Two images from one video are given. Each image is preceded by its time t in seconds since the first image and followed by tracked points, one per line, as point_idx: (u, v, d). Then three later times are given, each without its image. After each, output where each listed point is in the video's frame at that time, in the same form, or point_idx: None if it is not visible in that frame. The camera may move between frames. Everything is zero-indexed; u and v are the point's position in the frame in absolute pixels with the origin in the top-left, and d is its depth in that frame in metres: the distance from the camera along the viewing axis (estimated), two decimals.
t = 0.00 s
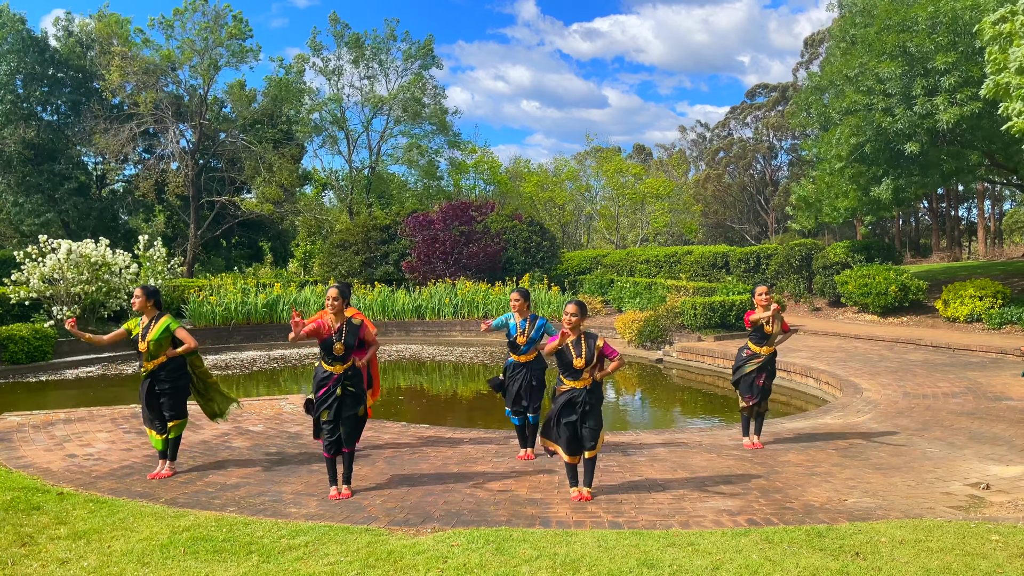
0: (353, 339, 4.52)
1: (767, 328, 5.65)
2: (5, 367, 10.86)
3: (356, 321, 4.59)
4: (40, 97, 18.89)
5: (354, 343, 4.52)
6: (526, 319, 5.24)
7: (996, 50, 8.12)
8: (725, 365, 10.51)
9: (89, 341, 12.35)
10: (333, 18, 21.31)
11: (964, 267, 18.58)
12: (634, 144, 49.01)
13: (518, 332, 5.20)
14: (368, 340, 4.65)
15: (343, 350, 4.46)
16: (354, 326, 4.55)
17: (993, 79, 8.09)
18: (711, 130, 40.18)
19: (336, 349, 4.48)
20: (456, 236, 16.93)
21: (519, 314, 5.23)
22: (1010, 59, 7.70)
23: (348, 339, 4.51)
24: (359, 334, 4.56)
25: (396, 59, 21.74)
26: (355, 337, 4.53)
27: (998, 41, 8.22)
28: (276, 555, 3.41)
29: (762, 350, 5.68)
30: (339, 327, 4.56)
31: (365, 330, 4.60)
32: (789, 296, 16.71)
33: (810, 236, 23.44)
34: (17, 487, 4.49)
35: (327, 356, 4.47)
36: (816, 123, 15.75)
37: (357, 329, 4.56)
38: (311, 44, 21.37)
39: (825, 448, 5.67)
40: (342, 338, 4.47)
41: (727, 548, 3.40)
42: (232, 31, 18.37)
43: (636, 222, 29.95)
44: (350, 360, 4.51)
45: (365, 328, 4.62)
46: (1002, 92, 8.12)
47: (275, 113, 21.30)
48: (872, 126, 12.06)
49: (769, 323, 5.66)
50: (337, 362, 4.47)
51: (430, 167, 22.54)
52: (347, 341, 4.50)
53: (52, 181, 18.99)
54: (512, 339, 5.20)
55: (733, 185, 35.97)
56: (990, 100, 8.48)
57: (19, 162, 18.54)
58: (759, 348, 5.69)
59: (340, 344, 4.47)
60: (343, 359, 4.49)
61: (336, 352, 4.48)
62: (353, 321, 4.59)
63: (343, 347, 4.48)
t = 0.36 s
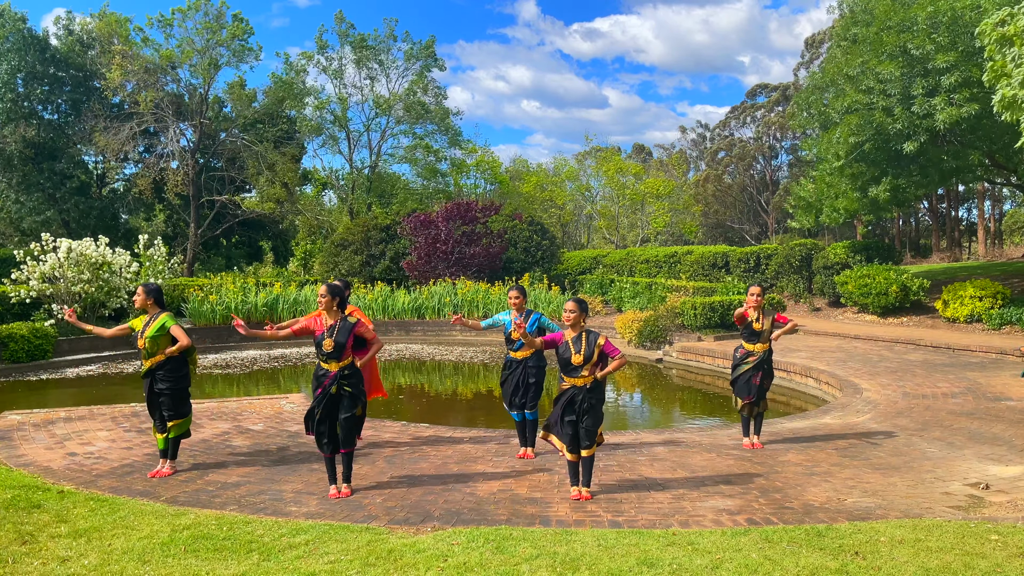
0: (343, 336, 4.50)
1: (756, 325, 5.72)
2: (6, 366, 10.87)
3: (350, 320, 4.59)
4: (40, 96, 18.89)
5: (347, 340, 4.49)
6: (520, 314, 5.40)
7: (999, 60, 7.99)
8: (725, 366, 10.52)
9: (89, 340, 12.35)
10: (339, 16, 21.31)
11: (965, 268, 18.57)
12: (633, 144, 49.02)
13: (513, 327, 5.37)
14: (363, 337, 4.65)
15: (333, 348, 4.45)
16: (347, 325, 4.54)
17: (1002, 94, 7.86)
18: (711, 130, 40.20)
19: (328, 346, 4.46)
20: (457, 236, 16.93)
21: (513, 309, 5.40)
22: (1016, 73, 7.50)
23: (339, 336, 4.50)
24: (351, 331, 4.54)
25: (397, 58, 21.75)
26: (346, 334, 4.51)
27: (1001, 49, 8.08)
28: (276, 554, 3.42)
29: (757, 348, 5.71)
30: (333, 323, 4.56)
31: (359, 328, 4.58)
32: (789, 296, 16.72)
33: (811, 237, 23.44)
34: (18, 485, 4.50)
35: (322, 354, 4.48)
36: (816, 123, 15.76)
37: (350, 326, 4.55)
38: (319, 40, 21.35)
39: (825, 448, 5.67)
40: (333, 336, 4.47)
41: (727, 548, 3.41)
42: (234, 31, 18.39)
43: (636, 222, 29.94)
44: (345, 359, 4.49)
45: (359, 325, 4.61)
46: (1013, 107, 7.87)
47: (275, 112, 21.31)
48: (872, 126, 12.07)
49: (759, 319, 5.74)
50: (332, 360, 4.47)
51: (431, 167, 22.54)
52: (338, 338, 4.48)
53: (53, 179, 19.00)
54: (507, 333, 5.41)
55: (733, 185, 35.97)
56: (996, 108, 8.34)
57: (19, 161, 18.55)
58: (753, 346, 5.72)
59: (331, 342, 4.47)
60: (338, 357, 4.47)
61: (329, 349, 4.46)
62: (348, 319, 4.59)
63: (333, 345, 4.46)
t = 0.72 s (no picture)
0: (334, 340, 4.62)
1: (755, 333, 5.73)
2: (6, 364, 10.87)
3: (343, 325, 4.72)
4: (41, 95, 18.89)
5: (338, 342, 4.61)
6: (519, 316, 5.39)
7: (1000, 68, 7.93)
8: (725, 366, 10.52)
9: (90, 339, 12.36)
10: (344, 14, 21.28)
11: (966, 268, 18.56)
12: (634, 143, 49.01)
13: (512, 328, 5.35)
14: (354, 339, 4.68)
15: (325, 351, 4.59)
16: (339, 332, 4.65)
17: (1003, 96, 7.78)
18: (711, 130, 40.19)
19: (321, 350, 4.61)
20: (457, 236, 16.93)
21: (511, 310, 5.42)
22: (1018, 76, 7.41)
23: (331, 341, 4.63)
24: (343, 336, 4.65)
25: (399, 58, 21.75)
26: (338, 338, 4.63)
27: (1002, 52, 8.01)
28: (277, 552, 3.41)
29: (756, 355, 5.74)
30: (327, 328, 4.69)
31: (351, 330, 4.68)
32: (789, 296, 16.72)
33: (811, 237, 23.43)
34: (18, 483, 4.50)
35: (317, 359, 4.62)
36: (817, 122, 15.76)
37: (342, 329, 4.67)
38: (324, 39, 21.34)
39: (824, 447, 5.67)
40: (324, 340, 4.63)
41: (727, 547, 3.41)
42: (234, 29, 18.39)
43: (636, 221, 29.91)
44: (339, 363, 4.59)
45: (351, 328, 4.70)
46: (1015, 109, 7.81)
47: (276, 111, 21.31)
48: (873, 126, 12.07)
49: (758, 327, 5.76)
50: (327, 364, 4.59)
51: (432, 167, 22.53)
52: (330, 341, 4.62)
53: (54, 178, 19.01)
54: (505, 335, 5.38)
55: (733, 185, 35.95)
56: (997, 113, 8.30)
57: (20, 159, 18.56)
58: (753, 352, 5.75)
59: (323, 347, 4.62)
60: (331, 361, 4.59)
61: (323, 353, 4.60)
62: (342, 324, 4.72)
63: (327, 349, 4.60)
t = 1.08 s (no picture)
0: (314, 339, 4.46)
1: (738, 329, 5.73)
2: (5, 363, 10.87)
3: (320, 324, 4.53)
4: (41, 94, 18.88)
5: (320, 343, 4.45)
6: (511, 300, 5.65)
7: (999, 59, 7.93)
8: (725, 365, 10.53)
9: (90, 338, 12.37)
10: (347, 14, 21.27)
11: (966, 268, 18.56)
12: (633, 143, 49.01)
13: (503, 312, 5.63)
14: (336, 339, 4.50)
15: (307, 352, 4.43)
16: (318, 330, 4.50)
17: (1000, 86, 7.82)
18: (711, 129, 40.19)
19: (301, 352, 4.44)
20: (457, 235, 16.94)
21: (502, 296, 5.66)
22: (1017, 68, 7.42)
23: (310, 340, 4.46)
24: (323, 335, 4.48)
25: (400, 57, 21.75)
26: (317, 338, 4.46)
27: (1003, 50, 7.99)
28: (276, 551, 3.42)
29: (739, 351, 5.72)
30: (305, 328, 4.52)
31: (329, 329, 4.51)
32: (789, 296, 16.73)
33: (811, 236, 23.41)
34: (18, 482, 4.50)
35: (297, 358, 4.46)
36: (817, 123, 15.77)
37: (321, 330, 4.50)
38: (326, 38, 21.31)
39: (824, 447, 5.67)
40: (305, 341, 4.45)
41: (726, 546, 3.41)
42: (234, 29, 18.38)
43: (636, 221, 29.89)
44: (321, 363, 4.45)
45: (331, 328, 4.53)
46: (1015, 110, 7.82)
47: (276, 110, 21.29)
48: (873, 127, 12.07)
49: (743, 324, 5.73)
50: (308, 365, 4.45)
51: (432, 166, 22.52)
52: (310, 342, 4.45)
53: (54, 177, 19.00)
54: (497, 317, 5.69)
55: (733, 184, 35.93)
56: (996, 106, 8.30)
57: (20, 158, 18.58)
58: (737, 348, 5.73)
59: (303, 347, 4.46)
60: (311, 361, 4.45)
61: (303, 354, 4.44)
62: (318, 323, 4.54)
63: (307, 349, 4.44)
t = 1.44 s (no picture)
0: (309, 376, 4.46)
1: (734, 358, 5.65)
2: (6, 362, 10.88)
3: (314, 359, 4.52)
4: (43, 93, 18.90)
5: (314, 379, 4.44)
6: (507, 328, 5.43)
7: (998, 48, 7.95)
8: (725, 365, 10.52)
9: (90, 337, 12.38)
10: (348, 13, 21.28)
11: (967, 268, 18.55)
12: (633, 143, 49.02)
13: (500, 340, 5.39)
14: (331, 373, 4.50)
15: (301, 389, 4.44)
16: (312, 365, 4.48)
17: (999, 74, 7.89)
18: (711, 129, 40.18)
19: (295, 390, 4.45)
20: (457, 235, 16.95)
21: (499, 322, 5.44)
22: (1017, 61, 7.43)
23: (305, 377, 4.46)
24: (317, 371, 4.47)
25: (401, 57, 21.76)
26: (312, 374, 4.46)
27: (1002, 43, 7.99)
28: (277, 551, 3.42)
29: (735, 377, 5.68)
30: (298, 364, 4.51)
31: (324, 365, 4.48)
32: (790, 296, 16.72)
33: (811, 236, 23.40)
34: (19, 480, 4.50)
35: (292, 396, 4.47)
36: (817, 123, 15.78)
37: (315, 365, 4.48)
38: (326, 37, 21.31)
39: (824, 447, 5.67)
40: (299, 378, 4.45)
41: (727, 546, 3.41)
42: (235, 28, 18.39)
43: (637, 220, 29.89)
44: (317, 398, 4.46)
45: (326, 362, 4.51)
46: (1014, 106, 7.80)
47: (276, 109, 21.29)
48: (874, 128, 12.08)
49: (739, 352, 5.63)
50: (305, 400, 4.46)
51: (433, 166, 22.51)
52: (305, 378, 4.45)
53: (56, 176, 19.02)
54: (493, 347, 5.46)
55: (734, 184, 35.93)
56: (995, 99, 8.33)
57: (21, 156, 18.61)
58: (733, 376, 5.68)
59: (297, 386, 4.45)
60: (307, 397, 4.45)
61: (298, 392, 4.45)
62: (312, 358, 4.52)
63: (301, 387, 4.45)
